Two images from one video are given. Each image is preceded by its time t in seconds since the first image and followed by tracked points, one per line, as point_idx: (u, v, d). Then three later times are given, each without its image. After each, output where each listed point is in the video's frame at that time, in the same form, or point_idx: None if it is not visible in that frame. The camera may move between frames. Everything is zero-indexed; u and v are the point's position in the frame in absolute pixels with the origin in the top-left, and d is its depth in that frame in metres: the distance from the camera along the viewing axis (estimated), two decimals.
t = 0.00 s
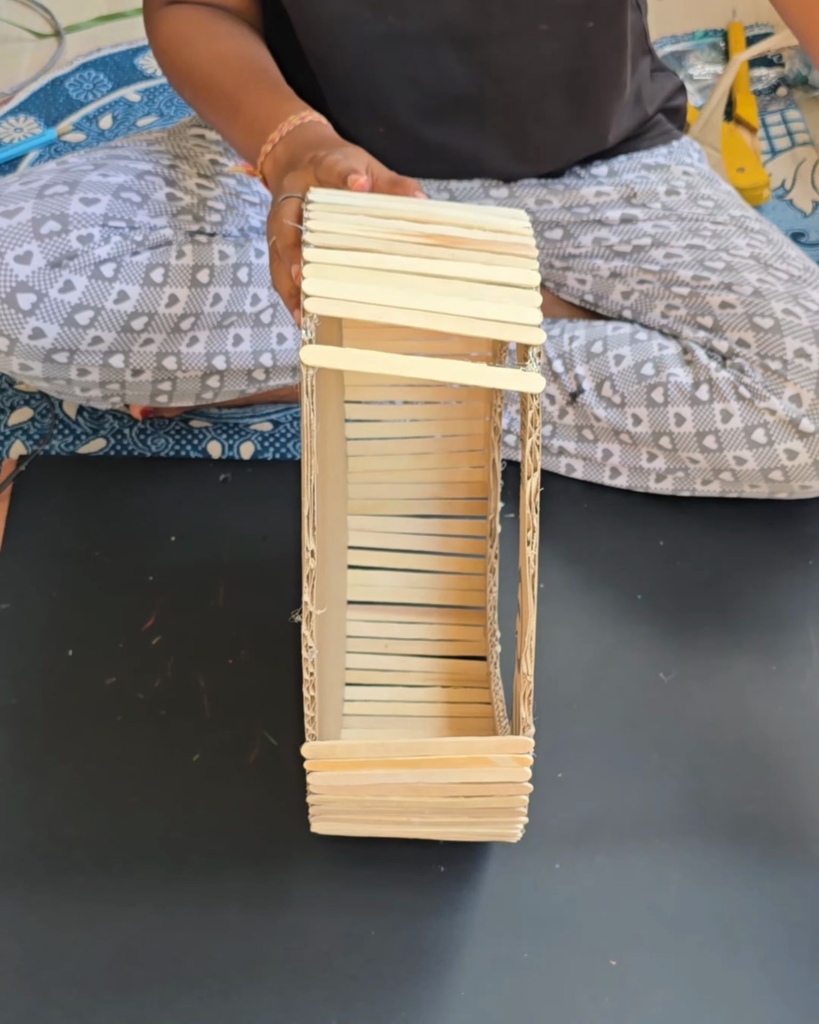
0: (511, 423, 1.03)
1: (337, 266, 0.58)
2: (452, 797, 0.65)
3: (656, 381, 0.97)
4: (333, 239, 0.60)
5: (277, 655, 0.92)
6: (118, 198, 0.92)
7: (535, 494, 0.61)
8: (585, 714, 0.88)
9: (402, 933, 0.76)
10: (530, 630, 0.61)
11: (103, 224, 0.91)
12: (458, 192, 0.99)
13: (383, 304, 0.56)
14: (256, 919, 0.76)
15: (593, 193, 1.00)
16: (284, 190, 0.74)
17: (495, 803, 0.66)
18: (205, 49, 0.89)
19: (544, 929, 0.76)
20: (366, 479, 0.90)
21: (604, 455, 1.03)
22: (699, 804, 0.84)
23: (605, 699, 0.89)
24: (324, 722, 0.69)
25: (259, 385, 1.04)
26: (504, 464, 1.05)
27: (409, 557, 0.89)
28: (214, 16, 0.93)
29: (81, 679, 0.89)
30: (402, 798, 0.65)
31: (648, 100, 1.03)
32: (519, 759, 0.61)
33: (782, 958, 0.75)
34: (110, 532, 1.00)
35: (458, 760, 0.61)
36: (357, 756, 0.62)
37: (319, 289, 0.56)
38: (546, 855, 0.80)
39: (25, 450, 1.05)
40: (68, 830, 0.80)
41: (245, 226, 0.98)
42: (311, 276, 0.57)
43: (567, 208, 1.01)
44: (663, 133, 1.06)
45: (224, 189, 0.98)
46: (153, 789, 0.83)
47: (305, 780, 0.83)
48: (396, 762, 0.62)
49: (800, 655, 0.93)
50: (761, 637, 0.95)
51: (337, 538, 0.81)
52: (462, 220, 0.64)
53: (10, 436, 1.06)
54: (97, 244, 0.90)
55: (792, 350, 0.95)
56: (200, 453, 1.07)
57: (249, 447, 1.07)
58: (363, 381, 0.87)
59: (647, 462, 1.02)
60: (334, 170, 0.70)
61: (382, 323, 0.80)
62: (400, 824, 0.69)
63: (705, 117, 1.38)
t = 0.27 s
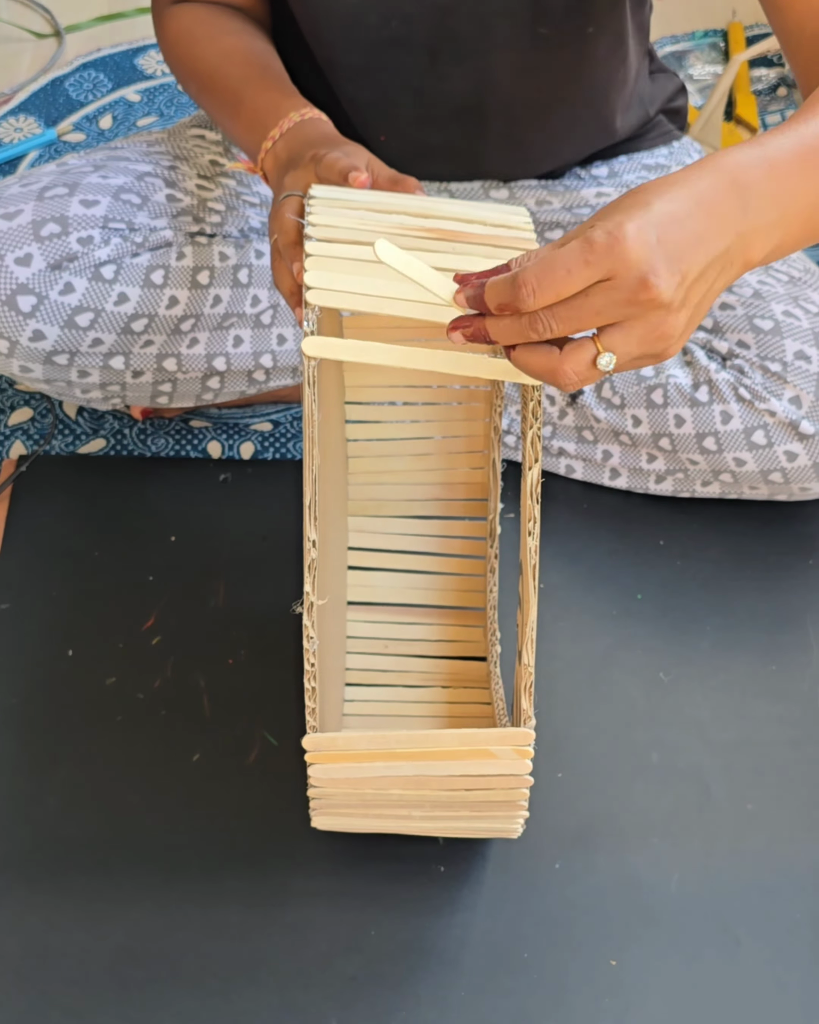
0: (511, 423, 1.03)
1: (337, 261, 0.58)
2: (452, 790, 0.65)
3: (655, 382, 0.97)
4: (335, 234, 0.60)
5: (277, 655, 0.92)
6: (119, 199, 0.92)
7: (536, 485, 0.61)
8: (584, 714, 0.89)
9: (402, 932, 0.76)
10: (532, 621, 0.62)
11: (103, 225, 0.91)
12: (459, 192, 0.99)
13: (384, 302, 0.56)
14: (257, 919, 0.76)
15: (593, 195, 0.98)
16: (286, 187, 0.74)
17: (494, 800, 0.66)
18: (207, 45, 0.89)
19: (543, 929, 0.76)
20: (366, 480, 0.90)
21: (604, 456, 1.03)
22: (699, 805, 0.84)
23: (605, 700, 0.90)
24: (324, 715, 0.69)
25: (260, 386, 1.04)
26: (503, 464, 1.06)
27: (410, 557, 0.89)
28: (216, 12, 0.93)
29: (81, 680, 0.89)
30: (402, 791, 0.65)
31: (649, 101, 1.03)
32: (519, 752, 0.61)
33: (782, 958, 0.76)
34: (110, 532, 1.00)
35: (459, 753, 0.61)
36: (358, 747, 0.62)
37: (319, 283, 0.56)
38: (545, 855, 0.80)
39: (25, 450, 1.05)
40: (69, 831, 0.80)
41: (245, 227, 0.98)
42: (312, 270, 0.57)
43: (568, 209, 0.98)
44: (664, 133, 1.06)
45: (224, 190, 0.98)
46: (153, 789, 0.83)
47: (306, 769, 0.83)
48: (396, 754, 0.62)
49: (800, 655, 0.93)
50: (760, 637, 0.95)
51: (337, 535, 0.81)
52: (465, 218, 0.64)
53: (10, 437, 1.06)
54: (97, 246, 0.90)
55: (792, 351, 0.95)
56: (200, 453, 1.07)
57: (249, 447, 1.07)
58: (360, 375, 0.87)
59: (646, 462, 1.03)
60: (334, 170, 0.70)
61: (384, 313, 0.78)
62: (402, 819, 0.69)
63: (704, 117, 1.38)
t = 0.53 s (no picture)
0: (511, 423, 1.03)
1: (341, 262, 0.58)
2: (451, 789, 0.65)
3: (656, 382, 0.97)
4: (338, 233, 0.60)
5: (277, 656, 0.92)
6: (118, 199, 0.92)
7: (535, 484, 0.61)
8: (584, 714, 0.89)
9: (402, 932, 0.76)
10: (531, 619, 0.61)
11: (103, 225, 0.91)
12: (458, 192, 0.98)
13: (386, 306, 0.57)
14: (257, 919, 0.76)
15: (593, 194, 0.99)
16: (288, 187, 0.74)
17: (493, 799, 0.66)
18: (207, 46, 0.89)
19: (543, 929, 0.76)
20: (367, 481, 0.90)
21: (604, 456, 1.03)
22: (699, 805, 0.84)
23: (605, 700, 0.90)
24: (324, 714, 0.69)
25: (260, 386, 1.04)
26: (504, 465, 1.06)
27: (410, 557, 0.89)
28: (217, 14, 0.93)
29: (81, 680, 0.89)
30: (401, 790, 0.65)
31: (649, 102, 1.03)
32: (518, 752, 0.61)
33: (782, 958, 0.76)
34: (110, 532, 1.00)
35: (457, 753, 0.61)
36: (356, 745, 0.61)
37: (320, 286, 0.57)
38: (545, 855, 0.80)
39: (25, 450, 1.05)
40: (69, 831, 0.80)
41: (245, 227, 0.97)
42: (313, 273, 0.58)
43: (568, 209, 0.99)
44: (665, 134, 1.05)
45: (224, 190, 0.98)
46: (153, 789, 0.83)
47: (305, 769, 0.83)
48: (395, 753, 0.61)
49: (800, 655, 0.93)
50: (760, 637, 0.95)
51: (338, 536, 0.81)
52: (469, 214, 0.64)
53: (10, 437, 1.06)
54: (97, 246, 0.90)
55: (792, 351, 0.95)
56: (200, 453, 1.07)
57: (249, 447, 1.07)
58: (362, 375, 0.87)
59: (646, 462, 1.03)
60: (335, 169, 0.70)
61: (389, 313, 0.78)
62: (401, 819, 0.69)
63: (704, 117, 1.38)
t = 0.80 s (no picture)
0: (511, 423, 1.03)
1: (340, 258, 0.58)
2: (452, 788, 0.65)
3: (656, 382, 0.97)
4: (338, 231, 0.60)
5: (277, 656, 0.92)
6: (118, 198, 0.92)
7: (536, 483, 0.61)
8: (584, 715, 0.88)
9: (402, 932, 0.76)
10: (532, 616, 0.61)
11: (103, 224, 0.91)
12: (458, 192, 0.99)
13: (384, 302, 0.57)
14: (257, 919, 0.76)
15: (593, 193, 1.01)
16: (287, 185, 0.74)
17: (493, 798, 0.66)
18: (206, 43, 0.89)
19: (544, 929, 0.76)
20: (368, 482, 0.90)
21: (604, 455, 1.03)
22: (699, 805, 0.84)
23: (605, 700, 0.89)
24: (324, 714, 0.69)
25: (260, 386, 1.04)
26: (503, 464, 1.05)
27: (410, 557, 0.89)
28: (217, 11, 0.93)
29: (81, 680, 0.89)
30: (402, 789, 0.65)
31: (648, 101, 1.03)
32: (519, 751, 0.61)
33: (782, 959, 0.75)
34: (110, 533, 1.00)
35: (458, 751, 0.61)
36: (357, 743, 0.62)
37: (320, 283, 0.57)
38: (546, 856, 0.80)
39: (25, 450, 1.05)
40: (69, 831, 0.80)
41: (245, 227, 0.98)
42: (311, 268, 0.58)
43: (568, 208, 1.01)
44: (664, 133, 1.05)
45: (224, 189, 0.99)
46: (153, 789, 0.83)
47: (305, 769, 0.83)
48: (396, 752, 0.62)
49: (800, 656, 0.93)
50: (760, 637, 0.95)
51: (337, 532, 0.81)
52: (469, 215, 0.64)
53: (10, 437, 1.06)
54: (97, 244, 0.90)
55: (792, 350, 0.95)
56: (200, 454, 1.07)
57: (249, 447, 1.07)
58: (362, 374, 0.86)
59: (647, 462, 1.03)
60: (333, 167, 0.70)
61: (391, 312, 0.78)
62: (399, 816, 0.69)
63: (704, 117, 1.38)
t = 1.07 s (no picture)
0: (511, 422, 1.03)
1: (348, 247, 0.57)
2: (465, 754, 0.59)
3: (657, 380, 0.97)
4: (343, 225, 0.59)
5: (277, 656, 0.92)
6: (119, 193, 0.93)
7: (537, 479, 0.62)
8: (584, 713, 0.89)
9: (401, 932, 0.76)
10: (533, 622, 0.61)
11: (104, 218, 0.91)
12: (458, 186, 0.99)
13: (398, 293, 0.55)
14: (257, 919, 0.76)
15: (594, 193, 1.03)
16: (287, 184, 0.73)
17: (511, 769, 0.61)
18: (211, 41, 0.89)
19: (543, 928, 0.76)
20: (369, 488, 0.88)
21: (605, 453, 1.04)
22: (699, 805, 0.84)
23: (604, 699, 0.90)
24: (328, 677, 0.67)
25: (259, 384, 1.04)
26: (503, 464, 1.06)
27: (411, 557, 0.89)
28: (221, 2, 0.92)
29: (82, 679, 0.89)
30: (413, 756, 0.59)
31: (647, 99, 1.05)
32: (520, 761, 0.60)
33: (781, 959, 0.75)
34: (111, 532, 1.00)
35: (473, 700, 0.56)
36: (364, 692, 0.56)
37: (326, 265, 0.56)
38: (545, 854, 0.80)
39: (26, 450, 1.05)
40: (69, 830, 0.80)
41: (245, 225, 0.98)
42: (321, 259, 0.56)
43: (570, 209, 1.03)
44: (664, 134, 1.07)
45: (224, 188, 0.99)
46: (154, 790, 0.83)
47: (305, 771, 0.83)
48: (407, 705, 0.57)
49: (799, 655, 0.93)
50: (760, 637, 0.95)
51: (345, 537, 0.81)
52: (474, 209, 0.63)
53: (12, 436, 1.06)
54: (97, 238, 0.91)
55: (793, 346, 0.95)
56: (201, 454, 1.07)
57: (250, 448, 1.07)
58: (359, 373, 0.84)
59: (647, 460, 1.02)
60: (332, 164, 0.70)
61: (393, 312, 0.78)
62: (406, 826, 0.66)
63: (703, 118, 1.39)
